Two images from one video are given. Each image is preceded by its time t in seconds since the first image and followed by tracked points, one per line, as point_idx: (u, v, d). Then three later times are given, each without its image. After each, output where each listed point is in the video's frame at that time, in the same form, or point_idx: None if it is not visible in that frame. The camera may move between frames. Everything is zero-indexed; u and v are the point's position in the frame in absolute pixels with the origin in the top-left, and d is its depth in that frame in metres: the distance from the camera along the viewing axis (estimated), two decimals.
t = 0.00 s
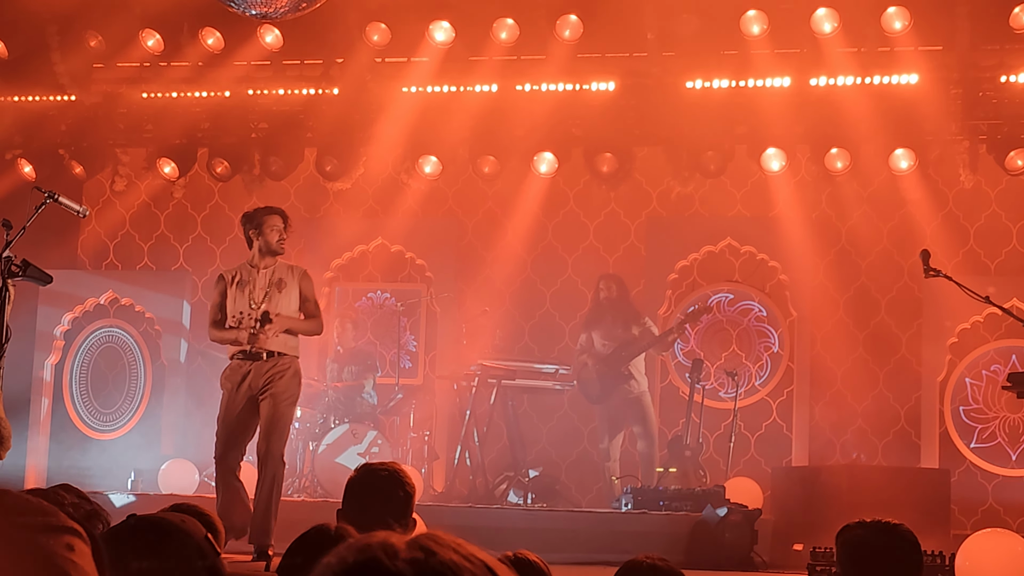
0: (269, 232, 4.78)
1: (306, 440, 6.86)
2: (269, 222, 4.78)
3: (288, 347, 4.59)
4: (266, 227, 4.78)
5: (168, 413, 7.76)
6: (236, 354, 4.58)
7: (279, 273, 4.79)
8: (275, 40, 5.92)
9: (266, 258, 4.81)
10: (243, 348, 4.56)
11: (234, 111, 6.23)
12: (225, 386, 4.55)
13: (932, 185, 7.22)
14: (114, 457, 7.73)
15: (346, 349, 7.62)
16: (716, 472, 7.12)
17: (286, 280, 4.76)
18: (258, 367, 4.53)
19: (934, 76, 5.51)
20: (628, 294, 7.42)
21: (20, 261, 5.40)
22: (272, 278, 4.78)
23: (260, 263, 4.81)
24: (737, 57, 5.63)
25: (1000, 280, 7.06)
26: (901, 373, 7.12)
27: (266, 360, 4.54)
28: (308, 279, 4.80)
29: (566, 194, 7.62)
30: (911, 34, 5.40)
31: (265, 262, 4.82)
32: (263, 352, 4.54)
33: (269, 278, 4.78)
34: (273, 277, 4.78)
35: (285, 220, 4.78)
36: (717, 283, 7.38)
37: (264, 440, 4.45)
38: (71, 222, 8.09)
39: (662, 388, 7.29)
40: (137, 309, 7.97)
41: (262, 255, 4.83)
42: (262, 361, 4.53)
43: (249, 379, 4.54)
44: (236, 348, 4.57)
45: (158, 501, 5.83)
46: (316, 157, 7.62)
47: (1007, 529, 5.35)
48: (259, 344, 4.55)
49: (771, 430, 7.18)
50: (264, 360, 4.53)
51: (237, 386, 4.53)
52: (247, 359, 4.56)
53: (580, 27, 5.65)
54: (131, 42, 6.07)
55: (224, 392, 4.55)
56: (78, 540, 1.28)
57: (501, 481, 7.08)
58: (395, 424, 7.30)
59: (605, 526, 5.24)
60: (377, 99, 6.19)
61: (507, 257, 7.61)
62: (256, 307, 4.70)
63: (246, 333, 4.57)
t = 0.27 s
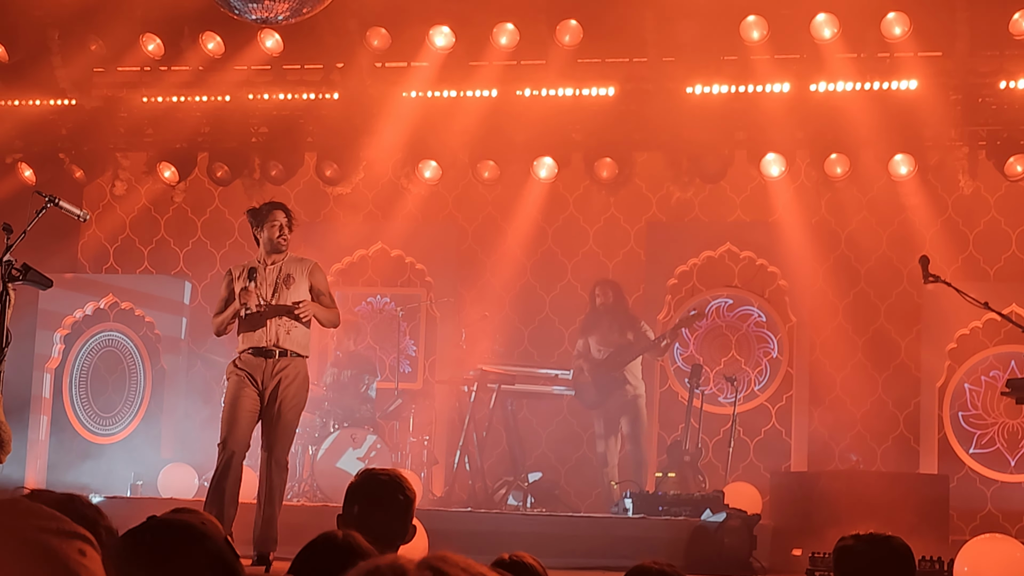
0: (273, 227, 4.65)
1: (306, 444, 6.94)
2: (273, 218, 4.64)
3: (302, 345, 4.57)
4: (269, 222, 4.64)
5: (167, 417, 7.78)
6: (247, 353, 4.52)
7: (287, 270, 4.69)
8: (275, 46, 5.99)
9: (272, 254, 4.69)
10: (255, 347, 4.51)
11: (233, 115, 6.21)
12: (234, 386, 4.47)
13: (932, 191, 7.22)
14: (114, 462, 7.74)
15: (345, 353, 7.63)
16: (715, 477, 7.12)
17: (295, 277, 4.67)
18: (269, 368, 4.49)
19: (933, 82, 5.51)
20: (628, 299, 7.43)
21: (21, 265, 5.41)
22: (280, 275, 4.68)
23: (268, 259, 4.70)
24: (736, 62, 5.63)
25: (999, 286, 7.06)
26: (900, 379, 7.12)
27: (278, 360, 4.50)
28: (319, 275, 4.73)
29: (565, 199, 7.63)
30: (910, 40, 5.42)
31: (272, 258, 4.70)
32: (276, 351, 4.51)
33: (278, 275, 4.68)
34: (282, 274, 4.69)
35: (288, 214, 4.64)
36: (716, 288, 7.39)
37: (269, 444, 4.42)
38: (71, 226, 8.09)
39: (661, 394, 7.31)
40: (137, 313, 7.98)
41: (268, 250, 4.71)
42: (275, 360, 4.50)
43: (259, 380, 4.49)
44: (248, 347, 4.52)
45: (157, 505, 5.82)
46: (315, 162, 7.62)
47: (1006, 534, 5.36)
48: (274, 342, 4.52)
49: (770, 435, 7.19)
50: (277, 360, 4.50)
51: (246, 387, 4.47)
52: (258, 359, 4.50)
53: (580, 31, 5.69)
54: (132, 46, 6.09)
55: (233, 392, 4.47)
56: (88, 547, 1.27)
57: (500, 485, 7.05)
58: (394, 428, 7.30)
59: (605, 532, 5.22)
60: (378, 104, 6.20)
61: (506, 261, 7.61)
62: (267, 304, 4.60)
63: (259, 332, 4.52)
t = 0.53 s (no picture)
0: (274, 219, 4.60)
1: (307, 442, 6.97)
2: (278, 212, 4.58)
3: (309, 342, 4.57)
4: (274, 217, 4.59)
5: (168, 416, 7.77)
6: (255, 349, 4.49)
7: (295, 264, 4.70)
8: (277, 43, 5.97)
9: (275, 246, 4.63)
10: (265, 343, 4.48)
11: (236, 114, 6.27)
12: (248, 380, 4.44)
13: (933, 190, 7.22)
14: (115, 459, 7.76)
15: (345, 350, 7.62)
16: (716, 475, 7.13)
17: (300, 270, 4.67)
18: (282, 364, 4.50)
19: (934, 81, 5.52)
20: (630, 297, 7.43)
21: (23, 263, 5.41)
22: (288, 269, 4.68)
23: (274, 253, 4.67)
24: (737, 61, 5.63)
25: (1000, 285, 7.07)
26: (902, 377, 7.11)
27: (287, 358, 4.51)
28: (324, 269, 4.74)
29: (567, 198, 7.63)
30: (912, 38, 5.42)
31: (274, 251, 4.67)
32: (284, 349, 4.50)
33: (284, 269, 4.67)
34: (288, 268, 4.69)
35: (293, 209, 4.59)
36: (717, 286, 7.39)
37: (275, 439, 4.47)
38: (72, 223, 8.09)
39: (663, 392, 7.31)
40: (139, 311, 7.98)
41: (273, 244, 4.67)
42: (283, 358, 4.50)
43: (271, 376, 4.48)
44: (256, 342, 4.49)
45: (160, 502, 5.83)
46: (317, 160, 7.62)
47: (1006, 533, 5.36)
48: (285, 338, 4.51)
49: (771, 434, 7.19)
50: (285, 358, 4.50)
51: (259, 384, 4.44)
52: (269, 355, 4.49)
53: (581, 30, 5.70)
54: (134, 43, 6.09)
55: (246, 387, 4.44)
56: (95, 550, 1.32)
57: (501, 484, 7.04)
58: (395, 426, 7.35)
59: (606, 530, 5.22)
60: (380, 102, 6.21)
61: (508, 259, 7.62)
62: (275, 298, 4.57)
63: (269, 327, 4.49)
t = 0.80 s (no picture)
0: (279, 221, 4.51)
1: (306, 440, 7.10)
2: (281, 212, 4.50)
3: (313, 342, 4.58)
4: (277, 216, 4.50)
5: (166, 414, 7.76)
6: (260, 349, 4.47)
7: (298, 266, 4.70)
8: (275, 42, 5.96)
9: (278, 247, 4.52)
10: (273, 345, 4.46)
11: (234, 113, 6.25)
12: (254, 379, 4.40)
13: (932, 190, 7.21)
14: (112, 458, 7.75)
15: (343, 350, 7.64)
16: (714, 475, 7.13)
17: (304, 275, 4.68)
18: (288, 364, 4.49)
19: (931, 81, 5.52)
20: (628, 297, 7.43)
21: (21, 261, 5.41)
22: (292, 271, 4.68)
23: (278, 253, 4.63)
24: (736, 61, 5.62)
25: (998, 285, 7.06)
26: (900, 378, 7.11)
27: (294, 358, 4.52)
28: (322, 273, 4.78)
29: (565, 197, 7.62)
30: (911, 38, 5.41)
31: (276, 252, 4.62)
32: (291, 350, 4.50)
33: (287, 271, 4.66)
34: (292, 270, 4.69)
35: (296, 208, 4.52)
36: (716, 285, 7.39)
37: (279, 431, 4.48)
38: (71, 222, 8.09)
39: (661, 392, 7.30)
40: (137, 310, 7.97)
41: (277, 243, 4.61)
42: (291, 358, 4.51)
43: (277, 376, 4.46)
44: (262, 343, 4.46)
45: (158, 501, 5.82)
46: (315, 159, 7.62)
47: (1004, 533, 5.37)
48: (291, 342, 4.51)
49: (770, 433, 7.19)
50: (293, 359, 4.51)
51: (264, 383, 4.42)
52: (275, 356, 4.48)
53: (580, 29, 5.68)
54: (132, 42, 6.09)
55: (254, 384, 4.40)
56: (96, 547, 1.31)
57: (499, 483, 7.16)
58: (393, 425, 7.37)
59: (604, 529, 5.23)
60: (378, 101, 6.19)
61: (506, 259, 7.61)
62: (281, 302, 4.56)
63: (277, 331, 4.48)
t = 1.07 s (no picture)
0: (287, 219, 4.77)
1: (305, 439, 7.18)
2: (290, 205, 4.74)
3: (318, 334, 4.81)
4: (287, 209, 4.74)
5: (163, 413, 7.75)
6: (267, 342, 4.63)
7: (306, 260, 4.92)
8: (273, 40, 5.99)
9: (284, 243, 4.81)
10: (282, 339, 4.67)
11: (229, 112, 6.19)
12: (262, 370, 4.57)
13: (929, 189, 7.22)
14: (109, 457, 7.74)
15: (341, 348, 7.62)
16: (711, 474, 7.13)
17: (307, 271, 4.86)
18: (293, 356, 4.69)
19: (928, 81, 5.54)
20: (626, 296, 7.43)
21: (17, 259, 5.39)
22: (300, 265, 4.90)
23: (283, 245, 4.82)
24: (732, 60, 5.68)
25: (995, 284, 7.06)
26: (896, 377, 7.12)
27: (298, 348, 4.73)
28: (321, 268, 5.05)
29: (563, 196, 7.63)
30: (908, 37, 5.42)
31: (281, 249, 4.82)
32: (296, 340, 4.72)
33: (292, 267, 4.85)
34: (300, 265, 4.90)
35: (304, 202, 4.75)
36: (713, 285, 7.38)
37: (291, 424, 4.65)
38: (68, 220, 8.08)
39: (658, 391, 7.30)
40: (134, 308, 7.96)
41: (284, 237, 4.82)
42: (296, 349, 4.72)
43: (284, 368, 4.64)
44: (268, 336, 4.64)
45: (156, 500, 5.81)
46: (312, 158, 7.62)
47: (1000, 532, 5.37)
48: (298, 334, 4.75)
49: (766, 433, 7.20)
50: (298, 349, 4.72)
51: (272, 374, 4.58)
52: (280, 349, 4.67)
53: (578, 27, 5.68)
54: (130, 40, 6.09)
55: (261, 376, 4.56)
56: (93, 534, 1.29)
57: (496, 482, 7.23)
58: (391, 424, 7.33)
59: (601, 528, 5.22)
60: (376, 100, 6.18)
61: (503, 257, 7.61)
62: (289, 297, 4.77)
63: (287, 325, 4.70)
